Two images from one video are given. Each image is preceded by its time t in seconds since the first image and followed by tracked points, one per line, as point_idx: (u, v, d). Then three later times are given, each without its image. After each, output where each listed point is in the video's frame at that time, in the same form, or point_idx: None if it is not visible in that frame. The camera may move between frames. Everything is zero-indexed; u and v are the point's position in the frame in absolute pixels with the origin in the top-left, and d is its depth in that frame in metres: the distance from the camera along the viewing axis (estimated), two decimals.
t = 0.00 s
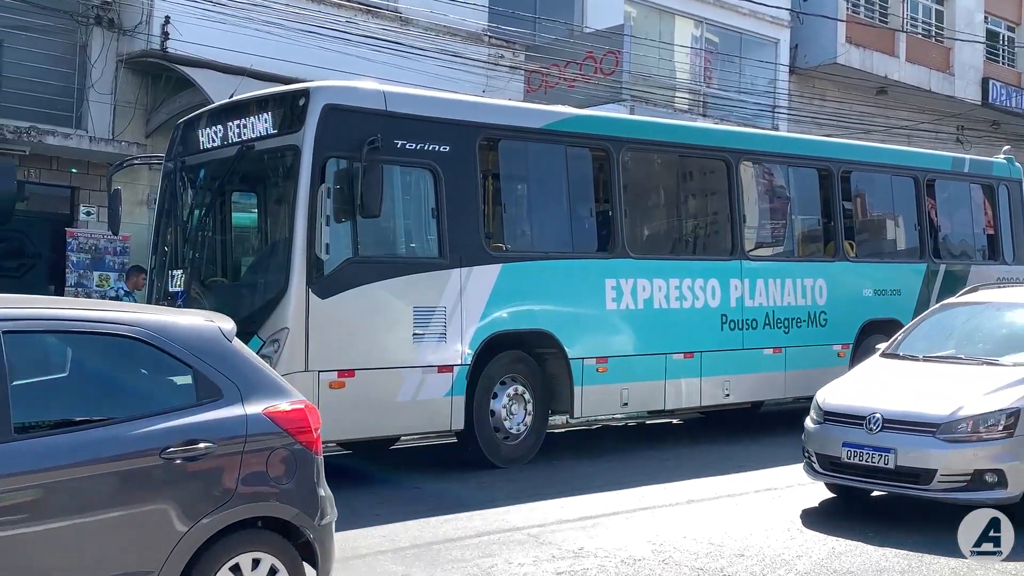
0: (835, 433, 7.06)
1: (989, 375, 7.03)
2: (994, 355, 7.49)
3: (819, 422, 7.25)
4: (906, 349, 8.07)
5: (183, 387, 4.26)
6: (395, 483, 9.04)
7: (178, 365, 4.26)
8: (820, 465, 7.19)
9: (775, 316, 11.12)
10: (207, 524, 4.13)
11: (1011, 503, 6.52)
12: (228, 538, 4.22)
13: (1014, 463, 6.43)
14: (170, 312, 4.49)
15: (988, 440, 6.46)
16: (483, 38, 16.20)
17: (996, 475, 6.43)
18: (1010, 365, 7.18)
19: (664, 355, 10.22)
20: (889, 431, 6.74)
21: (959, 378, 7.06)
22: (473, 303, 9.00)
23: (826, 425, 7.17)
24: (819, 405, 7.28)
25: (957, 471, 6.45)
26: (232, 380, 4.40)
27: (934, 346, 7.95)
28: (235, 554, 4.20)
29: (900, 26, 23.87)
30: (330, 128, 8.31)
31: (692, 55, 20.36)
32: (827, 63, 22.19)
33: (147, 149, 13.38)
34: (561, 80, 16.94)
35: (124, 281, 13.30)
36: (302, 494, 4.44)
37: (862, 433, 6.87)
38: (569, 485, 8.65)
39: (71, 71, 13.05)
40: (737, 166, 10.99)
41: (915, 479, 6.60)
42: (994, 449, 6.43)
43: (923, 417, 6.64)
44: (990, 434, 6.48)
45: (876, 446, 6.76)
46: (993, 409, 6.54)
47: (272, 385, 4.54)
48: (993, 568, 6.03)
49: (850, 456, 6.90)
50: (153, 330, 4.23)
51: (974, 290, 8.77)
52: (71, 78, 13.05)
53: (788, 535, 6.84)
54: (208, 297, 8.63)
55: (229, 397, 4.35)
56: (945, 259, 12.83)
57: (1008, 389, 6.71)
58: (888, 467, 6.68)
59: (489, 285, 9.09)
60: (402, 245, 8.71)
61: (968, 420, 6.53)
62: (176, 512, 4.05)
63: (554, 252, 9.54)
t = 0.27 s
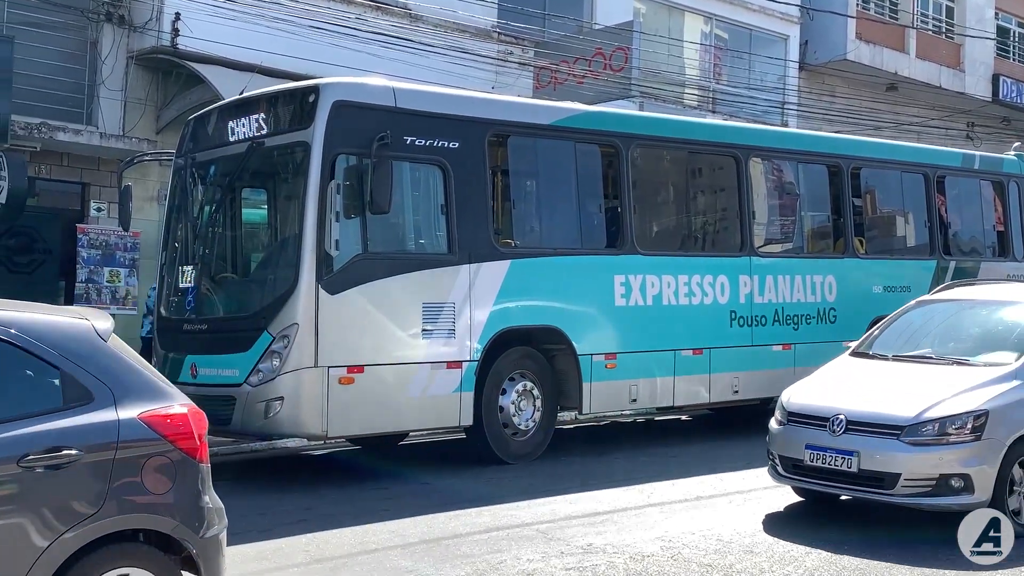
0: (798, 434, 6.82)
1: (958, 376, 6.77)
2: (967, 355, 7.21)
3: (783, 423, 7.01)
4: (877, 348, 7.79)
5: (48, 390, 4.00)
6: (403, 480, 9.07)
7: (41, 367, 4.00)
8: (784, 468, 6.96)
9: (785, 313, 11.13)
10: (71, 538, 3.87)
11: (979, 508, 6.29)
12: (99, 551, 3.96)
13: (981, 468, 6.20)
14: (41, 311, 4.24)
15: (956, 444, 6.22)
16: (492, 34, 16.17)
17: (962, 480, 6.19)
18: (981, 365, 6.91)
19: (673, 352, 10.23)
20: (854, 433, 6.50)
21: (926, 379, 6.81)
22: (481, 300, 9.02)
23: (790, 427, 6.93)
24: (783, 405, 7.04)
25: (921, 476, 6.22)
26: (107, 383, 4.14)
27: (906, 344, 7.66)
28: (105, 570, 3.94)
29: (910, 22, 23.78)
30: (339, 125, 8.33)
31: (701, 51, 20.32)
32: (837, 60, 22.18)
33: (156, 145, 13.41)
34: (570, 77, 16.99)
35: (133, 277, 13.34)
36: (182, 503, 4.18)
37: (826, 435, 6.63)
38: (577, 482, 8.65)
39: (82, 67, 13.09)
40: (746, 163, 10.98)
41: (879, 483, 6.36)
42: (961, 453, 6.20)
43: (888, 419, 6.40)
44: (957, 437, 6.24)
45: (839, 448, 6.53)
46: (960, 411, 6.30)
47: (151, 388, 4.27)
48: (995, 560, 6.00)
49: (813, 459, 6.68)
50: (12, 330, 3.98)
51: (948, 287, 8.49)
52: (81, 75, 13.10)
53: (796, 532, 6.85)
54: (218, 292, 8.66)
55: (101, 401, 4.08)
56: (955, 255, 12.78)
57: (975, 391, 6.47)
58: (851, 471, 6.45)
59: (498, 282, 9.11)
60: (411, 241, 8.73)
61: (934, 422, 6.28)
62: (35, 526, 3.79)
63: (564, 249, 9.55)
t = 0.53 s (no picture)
0: (757, 439, 6.47)
1: (925, 377, 6.40)
2: (936, 356, 6.82)
3: (742, 428, 6.66)
4: (845, 349, 7.40)
5: None
6: (413, 478, 9.06)
7: None
8: (742, 474, 6.62)
9: (796, 311, 11.10)
10: None
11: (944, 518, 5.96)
12: None
13: (946, 475, 5.87)
14: None
15: (920, 450, 5.88)
16: (503, 32, 16.12)
17: (925, 488, 5.87)
18: (950, 368, 6.53)
19: (684, 351, 10.21)
20: (813, 439, 6.16)
21: (891, 380, 6.44)
22: (492, 299, 9.01)
23: (750, 431, 6.58)
24: (743, 408, 6.68)
25: (882, 484, 5.89)
26: None
27: (876, 344, 7.27)
28: None
29: (924, 20, 23.68)
30: (351, 124, 8.33)
31: (713, 49, 20.26)
32: (850, 58, 22.14)
33: (168, 143, 13.43)
34: (582, 75, 16.97)
35: (146, 274, 13.40)
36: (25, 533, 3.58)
37: (785, 440, 6.29)
38: (585, 481, 8.62)
39: (94, 65, 13.12)
40: (758, 161, 10.95)
41: (839, 491, 6.04)
42: (925, 460, 5.86)
43: (850, 423, 6.05)
44: (921, 443, 5.90)
45: (798, 454, 6.20)
46: (924, 416, 5.95)
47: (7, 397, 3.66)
48: (998, 560, 5.95)
49: (772, 465, 6.34)
50: None
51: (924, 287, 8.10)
52: (93, 73, 13.12)
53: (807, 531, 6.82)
54: (229, 291, 8.67)
55: None
56: (967, 254, 12.71)
57: (941, 394, 6.12)
58: (811, 478, 6.12)
59: (509, 281, 9.11)
60: (422, 239, 8.72)
61: (897, 427, 5.94)
62: None
63: (575, 247, 9.54)
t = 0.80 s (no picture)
0: (717, 443, 6.26)
1: (891, 380, 6.18)
2: (907, 357, 6.56)
3: (703, 431, 6.44)
4: (814, 351, 7.13)
5: None
6: (421, 477, 9.05)
7: None
8: (703, 478, 6.41)
9: (805, 310, 11.09)
10: None
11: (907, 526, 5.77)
12: None
13: (910, 482, 5.68)
14: None
15: (884, 456, 5.69)
16: (511, 31, 16.11)
17: (888, 495, 5.68)
18: (919, 370, 6.28)
19: (691, 350, 10.21)
20: (774, 443, 5.95)
21: (856, 383, 6.23)
22: (500, 298, 9.01)
23: (711, 434, 6.36)
24: (705, 411, 6.46)
25: (845, 491, 5.70)
26: None
27: (846, 345, 7.00)
28: None
29: (933, 18, 23.61)
30: (358, 122, 8.34)
31: (722, 47, 20.24)
32: (859, 56, 22.12)
33: (177, 142, 13.45)
34: (590, 74, 17.10)
35: (155, 273, 13.53)
36: None
37: (746, 445, 6.08)
38: (591, 480, 8.61)
39: (103, 64, 13.16)
40: (766, 160, 10.94)
41: (800, 497, 5.84)
42: (889, 466, 5.67)
43: (811, 428, 5.85)
44: (885, 448, 5.71)
45: (758, 459, 5.99)
46: (887, 420, 5.75)
47: None
48: (998, 561, 5.92)
49: (732, 470, 6.13)
50: None
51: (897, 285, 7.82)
52: (103, 72, 13.15)
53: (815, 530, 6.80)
54: (238, 289, 8.68)
55: None
56: (977, 253, 12.66)
57: (907, 397, 5.91)
58: (771, 484, 5.92)
59: (517, 280, 9.11)
60: (430, 238, 8.73)
61: (860, 431, 5.74)
62: None
63: (583, 246, 9.53)
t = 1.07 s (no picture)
0: (656, 448, 5.93)
1: (837, 384, 5.85)
2: (857, 362, 6.23)
3: (643, 437, 6.11)
4: (763, 354, 6.79)
5: None
6: (422, 477, 9.04)
7: None
8: (643, 487, 6.08)
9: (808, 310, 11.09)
10: None
11: (851, 539, 5.44)
12: None
13: (851, 492, 5.35)
14: None
15: (825, 464, 5.36)
16: (514, 31, 16.11)
17: (829, 505, 5.36)
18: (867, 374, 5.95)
19: (693, 350, 10.22)
20: (713, 450, 5.62)
21: (801, 388, 5.89)
22: (503, 299, 9.01)
23: (650, 440, 6.04)
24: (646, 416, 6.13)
25: (784, 500, 5.37)
26: None
27: (795, 349, 6.66)
28: None
29: (936, 19, 23.61)
30: (361, 122, 8.34)
31: (725, 47, 20.24)
32: (862, 56, 22.11)
33: (179, 141, 13.45)
34: (593, 73, 16.91)
35: (156, 271, 13.71)
36: None
37: (684, 451, 5.75)
38: (592, 480, 8.60)
39: (106, 63, 13.16)
40: (769, 160, 10.93)
41: (739, 507, 5.51)
42: (830, 476, 5.34)
43: (750, 434, 5.52)
44: (826, 456, 5.38)
45: (696, 466, 5.66)
46: (828, 427, 5.42)
47: None
48: (997, 561, 5.94)
49: (671, 478, 5.80)
50: None
51: (855, 285, 7.49)
52: (105, 71, 13.16)
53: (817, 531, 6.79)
54: (241, 288, 8.68)
55: None
56: (980, 253, 12.65)
57: (851, 403, 5.57)
58: (709, 493, 5.58)
59: (520, 280, 9.11)
60: (433, 238, 8.73)
61: (801, 438, 5.41)
62: None
63: (585, 246, 9.53)
